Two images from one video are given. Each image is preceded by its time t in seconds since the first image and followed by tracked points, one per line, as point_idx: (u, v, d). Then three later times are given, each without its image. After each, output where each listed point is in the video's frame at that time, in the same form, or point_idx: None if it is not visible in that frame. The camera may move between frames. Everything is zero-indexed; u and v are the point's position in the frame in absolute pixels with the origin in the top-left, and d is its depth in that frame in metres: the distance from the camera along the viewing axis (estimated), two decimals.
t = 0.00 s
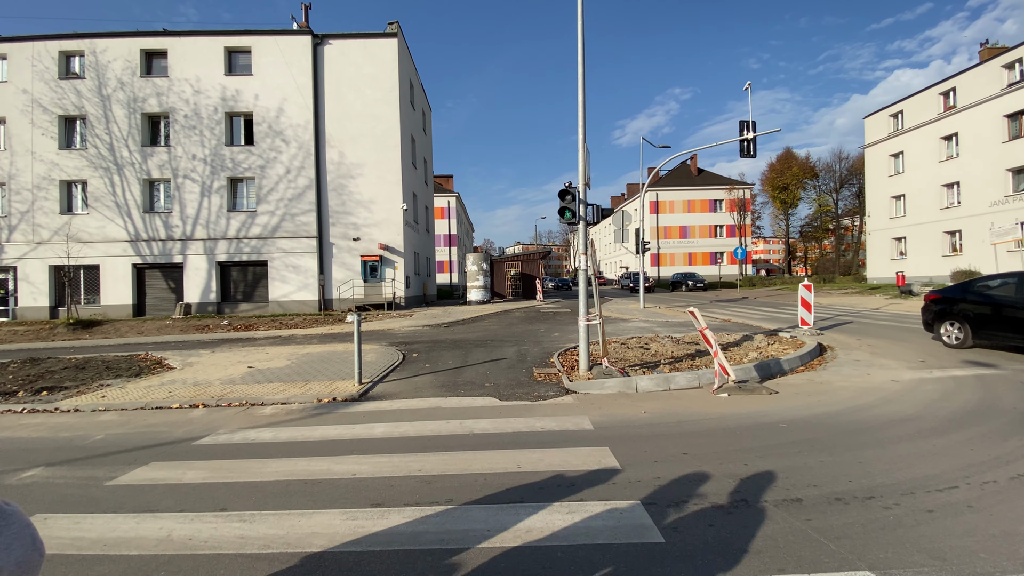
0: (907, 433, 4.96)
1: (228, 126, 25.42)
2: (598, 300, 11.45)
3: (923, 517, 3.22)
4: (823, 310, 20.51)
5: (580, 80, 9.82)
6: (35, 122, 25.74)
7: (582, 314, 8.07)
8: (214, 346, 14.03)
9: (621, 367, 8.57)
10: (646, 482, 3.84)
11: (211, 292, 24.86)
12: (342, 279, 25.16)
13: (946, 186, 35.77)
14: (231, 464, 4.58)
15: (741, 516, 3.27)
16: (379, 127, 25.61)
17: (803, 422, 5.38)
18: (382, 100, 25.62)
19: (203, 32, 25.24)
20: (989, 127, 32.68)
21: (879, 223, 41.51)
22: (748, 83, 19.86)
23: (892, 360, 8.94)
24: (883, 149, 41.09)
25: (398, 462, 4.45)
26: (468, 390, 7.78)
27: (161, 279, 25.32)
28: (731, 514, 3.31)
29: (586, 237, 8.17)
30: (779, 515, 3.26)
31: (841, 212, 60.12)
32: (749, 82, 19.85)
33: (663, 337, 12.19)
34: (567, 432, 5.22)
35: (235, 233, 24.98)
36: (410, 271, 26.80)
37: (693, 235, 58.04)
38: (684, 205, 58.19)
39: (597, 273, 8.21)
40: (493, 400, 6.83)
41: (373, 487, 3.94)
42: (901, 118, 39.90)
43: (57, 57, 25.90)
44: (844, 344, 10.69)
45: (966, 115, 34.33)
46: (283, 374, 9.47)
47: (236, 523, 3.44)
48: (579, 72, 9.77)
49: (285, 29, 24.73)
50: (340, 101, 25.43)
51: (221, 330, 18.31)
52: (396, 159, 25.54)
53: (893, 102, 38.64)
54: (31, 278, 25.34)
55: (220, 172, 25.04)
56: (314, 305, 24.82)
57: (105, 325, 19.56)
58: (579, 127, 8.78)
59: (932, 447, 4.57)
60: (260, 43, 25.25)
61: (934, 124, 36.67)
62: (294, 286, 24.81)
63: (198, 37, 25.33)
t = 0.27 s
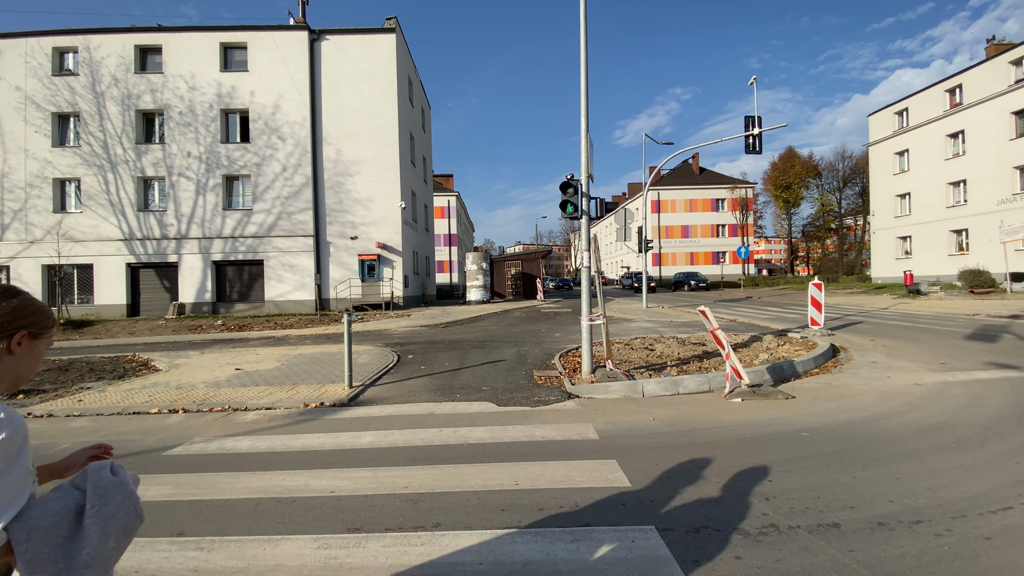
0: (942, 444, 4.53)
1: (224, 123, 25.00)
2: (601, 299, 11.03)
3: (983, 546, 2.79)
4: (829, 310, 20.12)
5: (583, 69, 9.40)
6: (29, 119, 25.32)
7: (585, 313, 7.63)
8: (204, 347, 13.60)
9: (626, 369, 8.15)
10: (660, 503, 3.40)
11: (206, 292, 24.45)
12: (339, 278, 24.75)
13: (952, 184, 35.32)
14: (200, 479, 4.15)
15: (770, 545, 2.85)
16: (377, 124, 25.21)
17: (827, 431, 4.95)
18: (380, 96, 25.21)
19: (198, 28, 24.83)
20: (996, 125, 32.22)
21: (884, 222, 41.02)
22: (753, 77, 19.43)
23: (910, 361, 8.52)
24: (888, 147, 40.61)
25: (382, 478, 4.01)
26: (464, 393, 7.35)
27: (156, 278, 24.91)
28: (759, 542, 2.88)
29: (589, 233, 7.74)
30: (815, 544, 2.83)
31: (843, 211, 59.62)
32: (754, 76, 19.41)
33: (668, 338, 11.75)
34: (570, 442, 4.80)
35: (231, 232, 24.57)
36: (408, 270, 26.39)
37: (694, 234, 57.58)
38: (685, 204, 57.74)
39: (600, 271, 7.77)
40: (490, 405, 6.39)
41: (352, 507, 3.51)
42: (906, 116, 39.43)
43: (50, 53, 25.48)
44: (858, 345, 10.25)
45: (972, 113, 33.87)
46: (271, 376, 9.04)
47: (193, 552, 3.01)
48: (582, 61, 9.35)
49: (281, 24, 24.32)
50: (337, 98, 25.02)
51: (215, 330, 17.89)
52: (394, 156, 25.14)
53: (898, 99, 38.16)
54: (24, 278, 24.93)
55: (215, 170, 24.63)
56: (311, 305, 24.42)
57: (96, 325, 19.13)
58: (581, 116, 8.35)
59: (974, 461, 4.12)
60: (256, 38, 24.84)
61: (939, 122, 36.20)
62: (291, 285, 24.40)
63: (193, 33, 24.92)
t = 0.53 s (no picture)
0: (982, 467, 4.10)
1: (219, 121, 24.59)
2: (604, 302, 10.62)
3: None
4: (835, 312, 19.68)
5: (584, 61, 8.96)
6: (21, 118, 24.90)
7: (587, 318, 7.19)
8: (194, 351, 13.18)
9: (630, 377, 7.72)
10: (673, 543, 2.98)
11: (201, 293, 24.04)
12: (336, 279, 24.32)
13: (957, 183, 34.86)
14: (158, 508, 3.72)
15: None
16: (374, 122, 24.78)
17: (853, 450, 4.51)
18: (377, 94, 24.79)
19: (192, 25, 24.41)
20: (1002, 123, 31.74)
21: (888, 222, 40.56)
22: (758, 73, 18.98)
23: (930, 368, 8.08)
24: (892, 146, 40.13)
25: (361, 508, 3.58)
26: (459, 402, 6.91)
27: (150, 279, 24.48)
28: None
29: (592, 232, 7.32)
30: None
31: (846, 211, 59.11)
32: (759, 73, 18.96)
33: (673, 342, 11.31)
34: (572, 463, 4.37)
35: (225, 232, 24.16)
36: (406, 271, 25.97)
37: (696, 234, 57.14)
38: (687, 204, 57.31)
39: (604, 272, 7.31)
40: (486, 417, 5.95)
41: (322, 547, 3.09)
42: (910, 114, 38.95)
43: (43, 51, 25.03)
44: (872, 350, 9.82)
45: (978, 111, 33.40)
46: (257, 383, 8.61)
47: None
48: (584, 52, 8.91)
49: (277, 21, 23.91)
50: (333, 96, 24.61)
51: (207, 333, 17.47)
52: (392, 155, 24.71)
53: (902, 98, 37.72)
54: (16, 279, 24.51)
55: (210, 169, 24.22)
56: (307, 306, 23.99)
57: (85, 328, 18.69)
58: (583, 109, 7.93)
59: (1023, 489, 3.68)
60: (251, 35, 24.43)
61: (944, 120, 35.72)
62: (286, 286, 23.97)
63: (187, 30, 24.51)
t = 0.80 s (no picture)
0: None
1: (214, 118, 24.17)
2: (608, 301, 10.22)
3: None
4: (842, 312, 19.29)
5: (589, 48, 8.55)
6: (13, 115, 24.41)
7: (591, 317, 6.77)
8: (184, 351, 12.79)
9: (637, 380, 7.31)
10: None
11: (195, 292, 23.63)
12: (333, 278, 23.90)
13: (963, 181, 34.45)
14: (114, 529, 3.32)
15: None
16: (372, 118, 24.36)
17: (886, 463, 4.11)
18: (375, 90, 24.38)
19: (187, 20, 24.00)
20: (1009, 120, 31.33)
21: (892, 221, 40.13)
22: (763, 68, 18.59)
23: (952, 370, 7.68)
24: (896, 144, 39.69)
25: (340, 531, 3.18)
26: (455, 407, 6.50)
27: (144, 279, 24.05)
28: None
29: (596, 225, 6.90)
30: None
31: (849, 211, 58.67)
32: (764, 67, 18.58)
33: (679, 343, 10.88)
34: (578, 477, 3.97)
35: (221, 230, 23.74)
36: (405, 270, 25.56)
37: (698, 234, 56.72)
38: (688, 203, 56.91)
39: (609, 268, 6.88)
40: (483, 424, 5.55)
41: None
42: (915, 112, 38.53)
43: (36, 47, 24.52)
44: (887, 351, 9.41)
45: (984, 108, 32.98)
46: (244, 386, 8.21)
47: None
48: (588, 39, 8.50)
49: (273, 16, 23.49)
50: (331, 92, 24.20)
51: (199, 333, 17.06)
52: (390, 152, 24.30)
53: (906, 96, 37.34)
54: (7, 279, 24.07)
55: (205, 167, 23.81)
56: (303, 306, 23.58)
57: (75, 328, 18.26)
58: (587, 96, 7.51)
59: None
60: (247, 31, 24.03)
61: (950, 118, 35.30)
62: (282, 286, 23.56)
63: (182, 25, 24.08)
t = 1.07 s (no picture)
0: None
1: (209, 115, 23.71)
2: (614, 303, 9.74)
3: None
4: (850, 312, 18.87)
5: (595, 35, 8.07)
6: (4, 112, 23.73)
7: (599, 321, 6.33)
8: (174, 354, 12.36)
9: (646, 388, 6.87)
10: None
11: (190, 293, 23.19)
12: (330, 278, 23.48)
13: (970, 180, 34.02)
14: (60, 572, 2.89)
15: None
16: (370, 116, 23.90)
17: (934, 489, 3.69)
18: (374, 87, 23.93)
19: (181, 16, 23.51)
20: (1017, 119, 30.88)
21: (898, 220, 39.69)
22: (771, 62, 18.10)
23: (979, 377, 7.27)
24: (902, 143, 39.21)
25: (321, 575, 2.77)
26: (452, 416, 6.07)
27: (138, 279, 23.59)
28: None
29: (604, 223, 6.45)
30: None
31: (852, 210, 58.20)
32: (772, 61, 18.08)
33: (687, 346, 10.45)
34: (589, 505, 3.55)
35: (216, 230, 23.29)
36: (403, 271, 25.11)
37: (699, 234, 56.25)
38: (690, 203, 56.44)
39: (618, 269, 6.43)
40: (483, 438, 5.11)
41: None
42: (921, 110, 38.07)
43: (28, 43, 23.79)
44: (906, 355, 8.99)
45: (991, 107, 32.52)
46: (230, 392, 7.77)
47: None
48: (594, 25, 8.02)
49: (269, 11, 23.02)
50: (328, 89, 23.74)
51: (192, 335, 16.62)
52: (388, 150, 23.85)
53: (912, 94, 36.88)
54: None
55: (200, 165, 23.36)
56: (300, 307, 23.15)
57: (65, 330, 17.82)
58: (595, 85, 7.05)
59: None
60: (243, 26, 23.56)
61: (956, 117, 34.83)
62: (278, 286, 23.14)
63: (177, 21, 23.59)
